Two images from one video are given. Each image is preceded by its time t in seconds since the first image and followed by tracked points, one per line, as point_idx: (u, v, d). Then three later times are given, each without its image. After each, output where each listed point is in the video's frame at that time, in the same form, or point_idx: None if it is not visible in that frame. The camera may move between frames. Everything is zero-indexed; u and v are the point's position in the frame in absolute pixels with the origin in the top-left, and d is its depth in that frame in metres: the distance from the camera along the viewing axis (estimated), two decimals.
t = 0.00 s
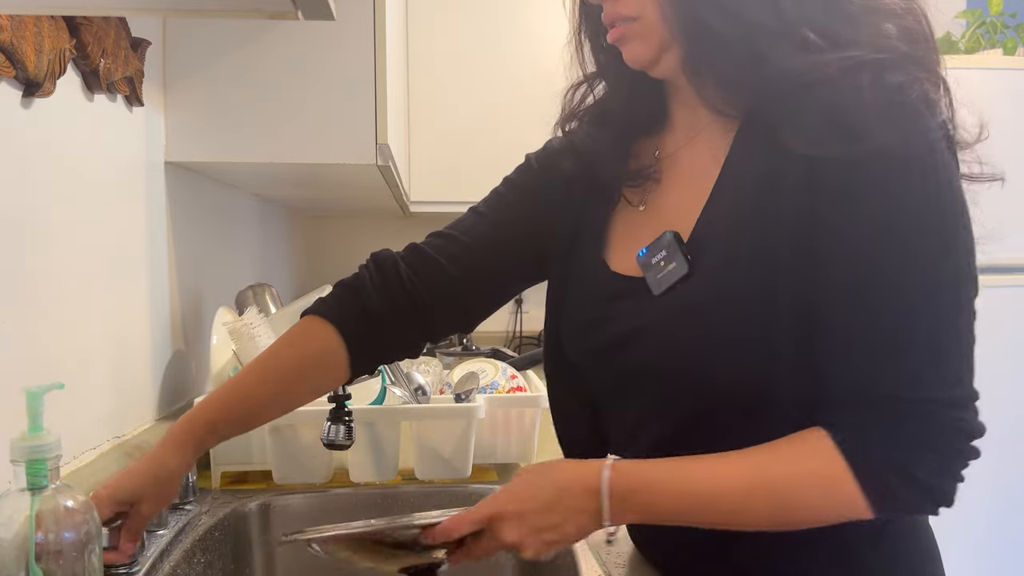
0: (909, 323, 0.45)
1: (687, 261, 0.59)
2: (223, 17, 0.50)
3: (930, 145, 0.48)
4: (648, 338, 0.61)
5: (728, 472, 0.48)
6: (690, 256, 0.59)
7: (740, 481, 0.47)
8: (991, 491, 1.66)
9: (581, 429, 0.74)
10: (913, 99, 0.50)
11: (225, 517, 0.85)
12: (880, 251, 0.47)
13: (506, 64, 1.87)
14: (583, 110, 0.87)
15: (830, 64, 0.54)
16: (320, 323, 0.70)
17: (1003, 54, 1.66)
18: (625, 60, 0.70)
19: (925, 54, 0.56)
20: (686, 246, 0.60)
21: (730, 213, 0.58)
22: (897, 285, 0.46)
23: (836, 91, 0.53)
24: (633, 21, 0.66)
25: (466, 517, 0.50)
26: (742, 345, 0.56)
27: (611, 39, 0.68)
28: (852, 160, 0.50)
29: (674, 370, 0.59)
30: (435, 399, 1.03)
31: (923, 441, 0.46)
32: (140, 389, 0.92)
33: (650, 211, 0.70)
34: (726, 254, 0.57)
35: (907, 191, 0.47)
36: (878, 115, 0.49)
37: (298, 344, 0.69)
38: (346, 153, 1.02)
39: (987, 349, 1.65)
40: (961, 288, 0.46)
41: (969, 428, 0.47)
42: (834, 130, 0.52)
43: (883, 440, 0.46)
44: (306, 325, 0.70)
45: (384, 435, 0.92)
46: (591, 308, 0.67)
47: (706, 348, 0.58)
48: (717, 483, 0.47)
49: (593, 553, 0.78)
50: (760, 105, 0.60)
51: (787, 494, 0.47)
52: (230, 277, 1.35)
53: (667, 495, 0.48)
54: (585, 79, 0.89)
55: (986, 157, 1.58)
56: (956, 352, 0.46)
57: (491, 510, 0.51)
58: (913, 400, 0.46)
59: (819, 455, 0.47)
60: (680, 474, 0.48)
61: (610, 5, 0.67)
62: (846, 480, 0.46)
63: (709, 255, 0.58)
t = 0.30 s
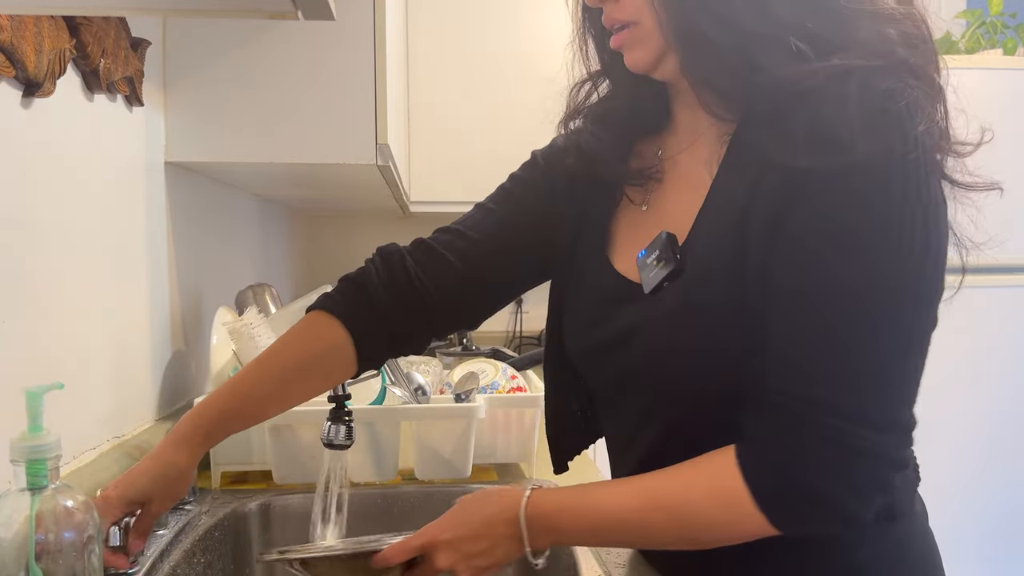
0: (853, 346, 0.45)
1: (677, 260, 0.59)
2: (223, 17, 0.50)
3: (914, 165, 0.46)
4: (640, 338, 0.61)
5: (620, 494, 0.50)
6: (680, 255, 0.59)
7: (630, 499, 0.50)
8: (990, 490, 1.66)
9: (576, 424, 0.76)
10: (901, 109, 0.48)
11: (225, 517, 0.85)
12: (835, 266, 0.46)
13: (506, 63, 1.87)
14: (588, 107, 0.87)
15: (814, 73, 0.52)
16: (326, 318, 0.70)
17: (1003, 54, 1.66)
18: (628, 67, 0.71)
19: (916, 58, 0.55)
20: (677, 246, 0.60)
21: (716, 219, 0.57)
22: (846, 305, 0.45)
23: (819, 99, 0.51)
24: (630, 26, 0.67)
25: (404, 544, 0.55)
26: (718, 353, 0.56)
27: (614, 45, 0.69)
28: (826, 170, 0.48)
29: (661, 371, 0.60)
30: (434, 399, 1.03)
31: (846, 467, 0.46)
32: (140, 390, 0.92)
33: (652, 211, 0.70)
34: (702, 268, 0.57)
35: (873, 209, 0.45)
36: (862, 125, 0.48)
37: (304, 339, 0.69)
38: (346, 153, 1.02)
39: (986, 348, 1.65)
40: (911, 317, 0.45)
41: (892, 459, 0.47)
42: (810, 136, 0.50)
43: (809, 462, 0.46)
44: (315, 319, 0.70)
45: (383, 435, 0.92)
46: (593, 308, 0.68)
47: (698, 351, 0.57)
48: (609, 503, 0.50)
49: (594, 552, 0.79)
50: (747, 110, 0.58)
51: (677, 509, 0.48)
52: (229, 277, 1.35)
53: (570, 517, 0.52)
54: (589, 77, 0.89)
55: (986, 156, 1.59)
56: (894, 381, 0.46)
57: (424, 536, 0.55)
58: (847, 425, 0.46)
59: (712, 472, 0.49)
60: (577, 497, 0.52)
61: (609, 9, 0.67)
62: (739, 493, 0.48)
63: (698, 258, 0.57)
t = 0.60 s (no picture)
0: (821, 349, 0.46)
1: (663, 261, 0.61)
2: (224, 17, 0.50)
3: (896, 170, 0.47)
4: (630, 335, 0.62)
5: (588, 497, 0.54)
6: (667, 253, 0.61)
7: (598, 502, 0.53)
8: (990, 491, 1.66)
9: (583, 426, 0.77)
10: (887, 108, 0.49)
11: (225, 516, 0.85)
12: (806, 269, 0.47)
13: (506, 63, 1.87)
14: (600, 115, 0.91)
15: (786, 81, 0.53)
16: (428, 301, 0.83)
17: (1003, 54, 1.66)
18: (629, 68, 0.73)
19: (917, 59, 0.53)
20: (665, 245, 0.62)
21: (701, 221, 0.58)
22: (815, 308, 0.47)
23: (796, 107, 0.52)
24: (628, 27, 0.69)
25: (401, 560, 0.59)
26: (702, 352, 0.57)
27: (614, 44, 0.71)
28: (802, 174, 0.49)
29: (649, 368, 0.60)
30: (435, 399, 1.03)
31: (813, 468, 0.48)
32: (140, 390, 0.92)
33: (651, 211, 0.72)
34: (685, 271, 0.58)
35: (846, 214, 0.47)
36: (840, 130, 0.49)
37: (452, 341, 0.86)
38: (346, 153, 1.02)
39: (986, 348, 1.65)
40: (882, 324, 0.46)
41: (861, 464, 0.48)
42: (787, 140, 0.51)
43: (776, 462, 0.48)
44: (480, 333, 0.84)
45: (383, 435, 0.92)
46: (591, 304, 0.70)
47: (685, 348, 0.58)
48: (581, 507, 0.54)
49: (594, 553, 0.80)
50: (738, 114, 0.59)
51: (642, 511, 0.51)
52: (229, 278, 1.35)
53: (544, 518, 0.55)
54: (599, 80, 0.94)
55: (987, 156, 1.59)
56: (866, 387, 0.47)
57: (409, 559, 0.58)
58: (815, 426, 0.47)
59: (679, 475, 0.51)
60: (551, 498, 0.56)
61: (609, 10, 0.69)
62: (703, 495, 0.50)
63: (682, 254, 0.59)
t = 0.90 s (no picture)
0: (819, 347, 0.47)
1: (664, 256, 0.60)
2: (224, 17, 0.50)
3: (889, 170, 0.47)
4: (631, 334, 0.63)
5: (598, 501, 0.54)
6: (667, 250, 0.61)
7: (608, 505, 0.53)
8: (992, 491, 1.66)
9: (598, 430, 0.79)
10: (880, 100, 0.49)
11: (225, 516, 0.85)
12: (802, 270, 0.48)
13: (506, 63, 1.87)
14: (614, 117, 0.93)
15: (780, 81, 0.54)
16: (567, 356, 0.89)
17: (1003, 54, 1.66)
18: (638, 69, 0.70)
19: (915, 61, 0.53)
20: (666, 242, 0.61)
21: (699, 219, 0.58)
22: (815, 308, 0.47)
23: (787, 108, 0.53)
24: (637, 29, 0.67)
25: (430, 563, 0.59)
26: (702, 351, 0.57)
27: (624, 45, 0.69)
28: (795, 175, 0.49)
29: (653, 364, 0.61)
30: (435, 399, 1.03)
31: (813, 464, 0.48)
32: (140, 390, 0.92)
33: (662, 209, 0.73)
34: (683, 269, 0.58)
35: (840, 215, 0.47)
36: (830, 131, 0.49)
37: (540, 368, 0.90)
38: (346, 154, 1.02)
39: (987, 347, 1.65)
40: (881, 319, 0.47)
41: (861, 458, 0.49)
42: (777, 140, 0.52)
43: (777, 460, 0.49)
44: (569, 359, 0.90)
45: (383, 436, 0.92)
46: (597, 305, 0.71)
47: (684, 346, 0.58)
48: (593, 510, 0.54)
49: (594, 553, 0.79)
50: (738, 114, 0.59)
51: (652, 511, 0.52)
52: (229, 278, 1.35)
53: (558, 526, 0.55)
54: (612, 83, 0.96)
55: (989, 156, 1.58)
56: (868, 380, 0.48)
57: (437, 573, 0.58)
58: (814, 423, 0.48)
59: (682, 474, 0.52)
60: (561, 504, 0.55)
61: (617, 13, 0.67)
62: (709, 494, 0.51)
63: (681, 252, 0.59)
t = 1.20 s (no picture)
0: (812, 344, 0.47)
1: (671, 251, 0.62)
2: (225, 17, 0.50)
3: (888, 171, 0.47)
4: (636, 328, 0.63)
5: (590, 514, 0.54)
6: (675, 246, 0.62)
7: (600, 516, 0.54)
8: (993, 492, 1.66)
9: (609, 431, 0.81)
10: (886, 100, 0.49)
11: (225, 516, 0.85)
12: (798, 268, 0.48)
13: (506, 63, 1.87)
14: (630, 120, 0.93)
15: (786, 85, 0.54)
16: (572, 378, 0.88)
17: (1003, 54, 1.66)
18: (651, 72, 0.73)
19: (923, 66, 0.53)
20: (676, 237, 0.62)
21: (704, 217, 0.59)
22: (812, 305, 0.47)
23: (793, 111, 0.52)
24: (648, 35, 0.69)
25: None
26: (702, 348, 0.58)
27: (636, 49, 0.72)
28: (794, 175, 0.50)
29: (659, 358, 0.62)
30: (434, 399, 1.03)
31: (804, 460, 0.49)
32: (140, 390, 0.92)
33: (671, 210, 0.74)
34: (685, 268, 0.58)
35: (836, 215, 0.47)
36: (830, 132, 0.49)
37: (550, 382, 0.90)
38: (347, 154, 1.02)
39: (987, 348, 1.65)
40: (879, 318, 0.47)
41: (853, 457, 0.49)
42: (782, 142, 0.52)
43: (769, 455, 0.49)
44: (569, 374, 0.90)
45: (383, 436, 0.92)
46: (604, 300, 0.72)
47: (688, 341, 0.59)
48: (584, 524, 0.54)
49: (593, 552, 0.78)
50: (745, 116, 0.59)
51: (644, 518, 0.52)
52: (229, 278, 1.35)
53: (553, 544, 0.55)
54: (627, 87, 0.96)
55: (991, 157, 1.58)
56: (865, 380, 0.48)
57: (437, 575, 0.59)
58: (805, 419, 0.48)
59: (668, 480, 0.53)
60: (553, 522, 0.56)
61: (629, 20, 0.70)
62: (697, 495, 0.52)
63: (686, 248, 0.59)
